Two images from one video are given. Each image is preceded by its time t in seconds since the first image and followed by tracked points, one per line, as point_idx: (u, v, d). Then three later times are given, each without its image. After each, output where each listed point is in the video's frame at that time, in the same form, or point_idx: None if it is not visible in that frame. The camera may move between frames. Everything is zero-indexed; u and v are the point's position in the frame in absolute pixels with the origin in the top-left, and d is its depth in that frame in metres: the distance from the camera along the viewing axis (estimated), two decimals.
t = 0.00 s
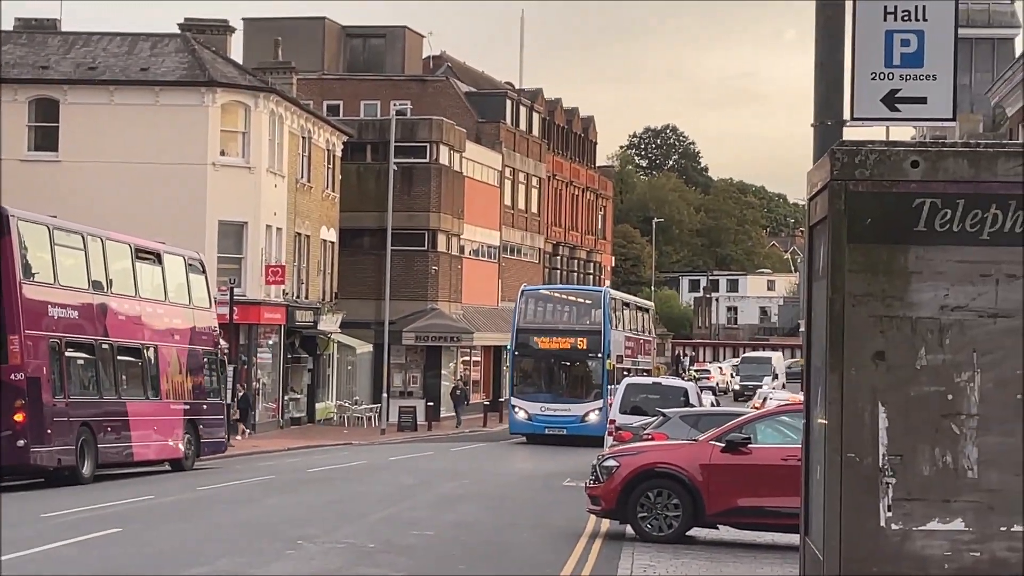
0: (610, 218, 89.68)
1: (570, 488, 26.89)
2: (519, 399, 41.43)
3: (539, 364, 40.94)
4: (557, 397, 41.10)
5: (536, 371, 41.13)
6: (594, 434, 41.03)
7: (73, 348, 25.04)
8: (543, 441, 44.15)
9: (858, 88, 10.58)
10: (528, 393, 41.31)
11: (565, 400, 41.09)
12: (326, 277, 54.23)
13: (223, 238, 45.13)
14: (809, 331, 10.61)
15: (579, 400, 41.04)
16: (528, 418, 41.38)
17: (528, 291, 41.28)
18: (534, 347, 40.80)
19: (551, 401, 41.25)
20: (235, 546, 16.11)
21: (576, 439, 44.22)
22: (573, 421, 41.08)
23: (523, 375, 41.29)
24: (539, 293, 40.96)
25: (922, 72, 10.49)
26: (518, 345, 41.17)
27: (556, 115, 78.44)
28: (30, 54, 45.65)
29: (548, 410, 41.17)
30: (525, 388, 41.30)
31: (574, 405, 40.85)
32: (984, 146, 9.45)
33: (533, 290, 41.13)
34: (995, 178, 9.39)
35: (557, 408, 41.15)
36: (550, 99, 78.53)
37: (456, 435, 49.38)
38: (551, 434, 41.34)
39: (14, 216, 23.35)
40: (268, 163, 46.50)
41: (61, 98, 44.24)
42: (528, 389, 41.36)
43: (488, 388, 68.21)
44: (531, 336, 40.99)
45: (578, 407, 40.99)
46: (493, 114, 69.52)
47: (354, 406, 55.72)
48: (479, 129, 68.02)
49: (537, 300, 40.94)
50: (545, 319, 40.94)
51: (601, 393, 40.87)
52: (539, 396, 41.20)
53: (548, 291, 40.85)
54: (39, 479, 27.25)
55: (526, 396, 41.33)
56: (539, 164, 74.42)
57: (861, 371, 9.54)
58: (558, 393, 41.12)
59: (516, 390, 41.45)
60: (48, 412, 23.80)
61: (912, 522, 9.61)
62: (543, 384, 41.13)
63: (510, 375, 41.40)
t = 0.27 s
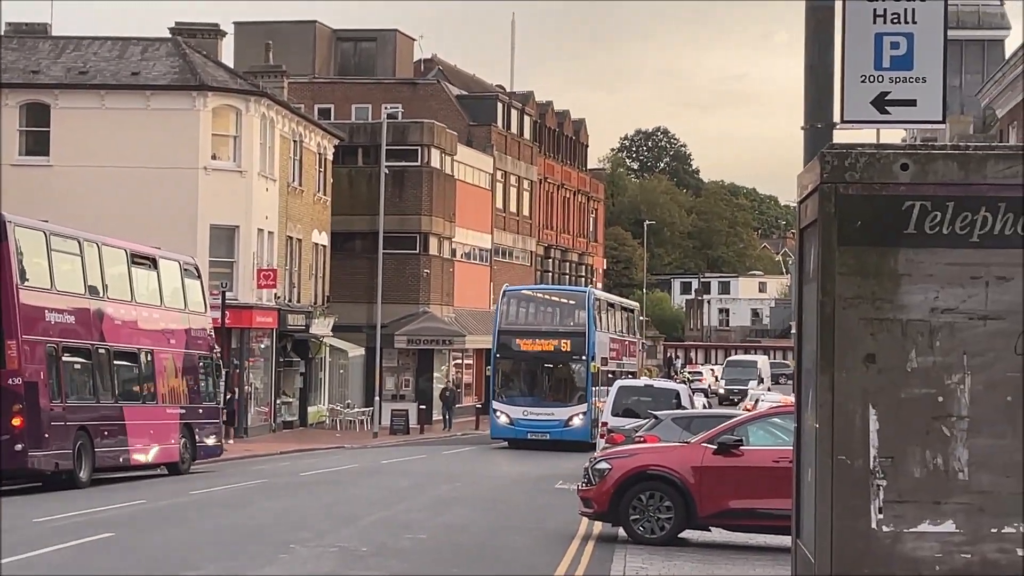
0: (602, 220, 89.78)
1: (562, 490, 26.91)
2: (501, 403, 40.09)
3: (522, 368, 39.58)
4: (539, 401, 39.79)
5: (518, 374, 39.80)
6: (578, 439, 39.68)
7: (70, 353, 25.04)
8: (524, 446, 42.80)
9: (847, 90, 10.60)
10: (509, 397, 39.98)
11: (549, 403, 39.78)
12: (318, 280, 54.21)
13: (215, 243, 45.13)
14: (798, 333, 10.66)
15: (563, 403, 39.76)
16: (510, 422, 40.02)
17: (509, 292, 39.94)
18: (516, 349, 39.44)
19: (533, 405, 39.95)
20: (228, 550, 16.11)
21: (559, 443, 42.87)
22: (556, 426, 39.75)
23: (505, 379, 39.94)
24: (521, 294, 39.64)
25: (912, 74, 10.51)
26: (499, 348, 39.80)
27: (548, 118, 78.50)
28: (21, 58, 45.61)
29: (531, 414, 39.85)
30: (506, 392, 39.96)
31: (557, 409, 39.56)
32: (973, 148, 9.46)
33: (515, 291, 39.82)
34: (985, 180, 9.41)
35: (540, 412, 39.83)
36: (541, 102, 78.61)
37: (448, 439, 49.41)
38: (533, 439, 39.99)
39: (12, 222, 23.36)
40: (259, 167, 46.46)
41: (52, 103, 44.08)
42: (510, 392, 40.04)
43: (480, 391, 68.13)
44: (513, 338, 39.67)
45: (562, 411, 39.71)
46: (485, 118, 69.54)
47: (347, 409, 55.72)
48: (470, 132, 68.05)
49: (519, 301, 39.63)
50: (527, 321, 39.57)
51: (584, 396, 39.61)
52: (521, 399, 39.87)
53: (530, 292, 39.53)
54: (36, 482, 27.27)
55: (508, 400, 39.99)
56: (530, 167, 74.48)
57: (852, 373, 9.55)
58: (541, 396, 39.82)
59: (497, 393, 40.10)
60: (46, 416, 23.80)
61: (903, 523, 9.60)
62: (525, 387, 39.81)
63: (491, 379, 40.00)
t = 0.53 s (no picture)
0: (599, 220, 89.79)
1: (561, 490, 26.89)
2: (487, 404, 39.03)
3: (509, 367, 38.49)
4: (528, 402, 38.75)
5: (504, 374, 38.72)
6: (567, 440, 38.65)
7: (70, 355, 25.02)
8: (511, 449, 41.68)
9: (844, 89, 10.60)
10: (496, 397, 38.93)
11: (537, 404, 38.76)
12: (315, 281, 54.18)
13: (211, 245, 45.09)
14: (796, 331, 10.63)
15: (552, 404, 38.75)
16: (497, 424, 38.95)
17: (496, 289, 38.77)
18: (503, 348, 38.34)
19: (521, 406, 38.91)
20: (227, 552, 16.09)
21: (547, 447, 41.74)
22: (545, 427, 38.72)
23: (492, 379, 38.84)
24: (508, 291, 38.49)
25: (909, 73, 10.53)
26: (485, 346, 38.62)
27: (544, 118, 78.49)
28: (17, 60, 45.60)
29: (518, 416, 38.81)
30: (493, 392, 38.89)
31: (545, 409, 38.55)
32: (971, 146, 9.43)
33: (502, 287, 38.66)
34: (983, 179, 9.38)
35: (528, 414, 38.80)
36: (537, 102, 78.61)
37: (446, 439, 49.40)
38: (521, 441, 38.94)
39: (12, 224, 23.34)
40: (256, 168, 46.47)
41: (48, 105, 43.83)
42: (496, 392, 38.92)
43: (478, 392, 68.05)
44: (501, 336, 38.48)
45: (550, 412, 38.71)
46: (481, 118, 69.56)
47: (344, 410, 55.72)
48: (467, 132, 68.05)
49: (506, 298, 38.47)
50: (515, 319, 38.42)
51: (573, 396, 38.60)
52: (508, 399, 38.83)
53: (517, 288, 38.39)
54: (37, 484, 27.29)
55: (495, 400, 38.94)
56: (527, 167, 74.46)
57: (850, 372, 9.53)
58: (528, 397, 38.79)
59: (484, 394, 39.03)
60: (47, 418, 23.77)
61: (902, 522, 9.57)
62: (512, 387, 38.75)
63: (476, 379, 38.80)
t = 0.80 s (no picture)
0: (599, 218, 89.81)
1: (562, 487, 26.89)
2: (477, 402, 37.86)
3: (498, 365, 37.19)
4: (519, 401, 37.56)
5: (493, 371, 37.46)
6: (560, 440, 37.53)
7: (73, 354, 25.03)
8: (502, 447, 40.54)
9: (843, 82, 10.57)
10: (487, 395, 37.75)
11: (529, 403, 37.58)
12: (315, 280, 54.18)
13: (211, 243, 45.18)
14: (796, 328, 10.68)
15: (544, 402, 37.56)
16: (487, 423, 37.81)
17: (486, 282, 37.01)
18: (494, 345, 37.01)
19: (511, 405, 37.70)
20: (229, 550, 16.10)
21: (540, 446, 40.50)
22: (537, 426, 37.59)
23: (482, 376, 37.57)
24: (499, 285, 36.80)
25: (908, 68, 10.49)
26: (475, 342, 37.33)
27: (543, 116, 78.44)
28: (17, 60, 45.63)
29: (509, 415, 37.67)
30: (482, 390, 37.69)
31: (536, 408, 37.40)
32: (970, 140, 9.46)
33: (493, 280, 36.94)
34: (982, 173, 9.41)
35: (519, 413, 37.65)
36: (537, 99, 78.59)
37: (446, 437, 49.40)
38: (512, 441, 37.83)
39: (14, 224, 23.36)
40: (256, 166, 46.53)
41: (48, 105, 43.90)
42: (486, 389, 37.75)
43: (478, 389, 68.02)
44: (490, 332, 37.16)
45: (542, 410, 37.56)
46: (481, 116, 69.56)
47: (345, 409, 55.76)
48: (466, 130, 68.07)
49: (497, 293, 36.81)
50: (506, 315, 36.95)
51: (566, 394, 37.41)
52: (499, 398, 37.66)
53: (508, 283, 36.71)
54: (41, 484, 27.35)
55: (485, 399, 37.76)
56: (526, 165, 74.46)
57: (849, 365, 9.54)
58: (519, 395, 37.58)
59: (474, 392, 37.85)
60: (49, 418, 23.78)
61: (903, 516, 9.55)
62: (502, 385, 37.53)
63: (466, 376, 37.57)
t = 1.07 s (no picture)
0: (606, 212, 89.82)
1: (571, 481, 26.89)
2: (473, 398, 36.31)
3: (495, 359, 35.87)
4: (517, 396, 36.03)
5: (491, 365, 36.04)
6: (561, 437, 36.00)
7: (82, 351, 25.07)
8: (500, 444, 38.94)
9: (852, 74, 10.55)
10: (483, 391, 36.19)
11: (528, 398, 36.05)
12: (323, 275, 54.23)
13: (219, 239, 45.21)
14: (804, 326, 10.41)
15: (544, 397, 36.05)
16: (484, 420, 36.24)
17: (483, 274, 35.97)
18: (491, 338, 35.78)
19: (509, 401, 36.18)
20: (237, 546, 16.08)
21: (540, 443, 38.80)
22: (536, 423, 36.03)
23: (479, 372, 36.14)
24: (496, 277, 35.73)
25: (916, 60, 10.49)
26: (473, 336, 36.07)
27: (550, 110, 78.44)
28: (24, 57, 45.71)
29: (507, 411, 36.10)
30: (479, 385, 36.19)
31: (535, 404, 35.90)
32: (979, 133, 9.23)
33: (489, 272, 35.88)
34: (991, 165, 9.18)
35: (518, 408, 36.09)
36: (543, 94, 78.58)
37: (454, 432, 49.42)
38: (510, 437, 36.26)
39: (22, 222, 23.38)
40: (263, 163, 46.60)
41: (55, 102, 44.21)
42: (483, 385, 36.24)
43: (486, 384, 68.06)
44: (488, 325, 35.95)
45: (542, 406, 36.02)
46: (488, 111, 69.60)
47: (353, 404, 55.83)
48: (473, 125, 68.27)
49: (494, 284, 35.72)
50: (503, 307, 35.79)
51: (565, 388, 35.91)
52: (497, 393, 36.09)
53: (506, 275, 35.54)
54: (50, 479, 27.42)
55: (482, 394, 36.22)
56: (534, 159, 74.44)
57: (859, 359, 9.23)
58: (516, 391, 36.07)
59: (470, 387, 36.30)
60: (59, 415, 23.82)
61: (914, 509, 9.23)
62: (500, 380, 36.05)
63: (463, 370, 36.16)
